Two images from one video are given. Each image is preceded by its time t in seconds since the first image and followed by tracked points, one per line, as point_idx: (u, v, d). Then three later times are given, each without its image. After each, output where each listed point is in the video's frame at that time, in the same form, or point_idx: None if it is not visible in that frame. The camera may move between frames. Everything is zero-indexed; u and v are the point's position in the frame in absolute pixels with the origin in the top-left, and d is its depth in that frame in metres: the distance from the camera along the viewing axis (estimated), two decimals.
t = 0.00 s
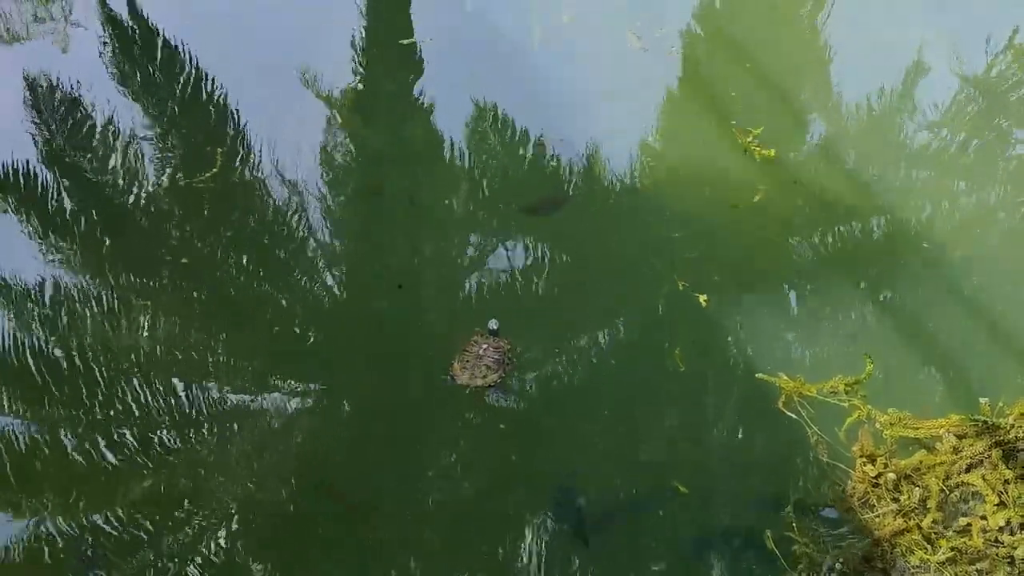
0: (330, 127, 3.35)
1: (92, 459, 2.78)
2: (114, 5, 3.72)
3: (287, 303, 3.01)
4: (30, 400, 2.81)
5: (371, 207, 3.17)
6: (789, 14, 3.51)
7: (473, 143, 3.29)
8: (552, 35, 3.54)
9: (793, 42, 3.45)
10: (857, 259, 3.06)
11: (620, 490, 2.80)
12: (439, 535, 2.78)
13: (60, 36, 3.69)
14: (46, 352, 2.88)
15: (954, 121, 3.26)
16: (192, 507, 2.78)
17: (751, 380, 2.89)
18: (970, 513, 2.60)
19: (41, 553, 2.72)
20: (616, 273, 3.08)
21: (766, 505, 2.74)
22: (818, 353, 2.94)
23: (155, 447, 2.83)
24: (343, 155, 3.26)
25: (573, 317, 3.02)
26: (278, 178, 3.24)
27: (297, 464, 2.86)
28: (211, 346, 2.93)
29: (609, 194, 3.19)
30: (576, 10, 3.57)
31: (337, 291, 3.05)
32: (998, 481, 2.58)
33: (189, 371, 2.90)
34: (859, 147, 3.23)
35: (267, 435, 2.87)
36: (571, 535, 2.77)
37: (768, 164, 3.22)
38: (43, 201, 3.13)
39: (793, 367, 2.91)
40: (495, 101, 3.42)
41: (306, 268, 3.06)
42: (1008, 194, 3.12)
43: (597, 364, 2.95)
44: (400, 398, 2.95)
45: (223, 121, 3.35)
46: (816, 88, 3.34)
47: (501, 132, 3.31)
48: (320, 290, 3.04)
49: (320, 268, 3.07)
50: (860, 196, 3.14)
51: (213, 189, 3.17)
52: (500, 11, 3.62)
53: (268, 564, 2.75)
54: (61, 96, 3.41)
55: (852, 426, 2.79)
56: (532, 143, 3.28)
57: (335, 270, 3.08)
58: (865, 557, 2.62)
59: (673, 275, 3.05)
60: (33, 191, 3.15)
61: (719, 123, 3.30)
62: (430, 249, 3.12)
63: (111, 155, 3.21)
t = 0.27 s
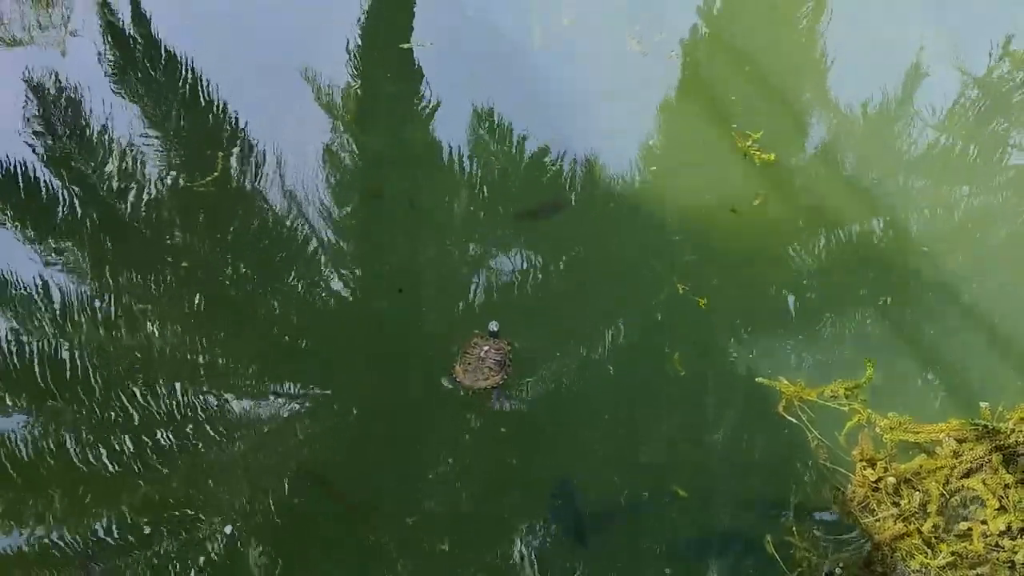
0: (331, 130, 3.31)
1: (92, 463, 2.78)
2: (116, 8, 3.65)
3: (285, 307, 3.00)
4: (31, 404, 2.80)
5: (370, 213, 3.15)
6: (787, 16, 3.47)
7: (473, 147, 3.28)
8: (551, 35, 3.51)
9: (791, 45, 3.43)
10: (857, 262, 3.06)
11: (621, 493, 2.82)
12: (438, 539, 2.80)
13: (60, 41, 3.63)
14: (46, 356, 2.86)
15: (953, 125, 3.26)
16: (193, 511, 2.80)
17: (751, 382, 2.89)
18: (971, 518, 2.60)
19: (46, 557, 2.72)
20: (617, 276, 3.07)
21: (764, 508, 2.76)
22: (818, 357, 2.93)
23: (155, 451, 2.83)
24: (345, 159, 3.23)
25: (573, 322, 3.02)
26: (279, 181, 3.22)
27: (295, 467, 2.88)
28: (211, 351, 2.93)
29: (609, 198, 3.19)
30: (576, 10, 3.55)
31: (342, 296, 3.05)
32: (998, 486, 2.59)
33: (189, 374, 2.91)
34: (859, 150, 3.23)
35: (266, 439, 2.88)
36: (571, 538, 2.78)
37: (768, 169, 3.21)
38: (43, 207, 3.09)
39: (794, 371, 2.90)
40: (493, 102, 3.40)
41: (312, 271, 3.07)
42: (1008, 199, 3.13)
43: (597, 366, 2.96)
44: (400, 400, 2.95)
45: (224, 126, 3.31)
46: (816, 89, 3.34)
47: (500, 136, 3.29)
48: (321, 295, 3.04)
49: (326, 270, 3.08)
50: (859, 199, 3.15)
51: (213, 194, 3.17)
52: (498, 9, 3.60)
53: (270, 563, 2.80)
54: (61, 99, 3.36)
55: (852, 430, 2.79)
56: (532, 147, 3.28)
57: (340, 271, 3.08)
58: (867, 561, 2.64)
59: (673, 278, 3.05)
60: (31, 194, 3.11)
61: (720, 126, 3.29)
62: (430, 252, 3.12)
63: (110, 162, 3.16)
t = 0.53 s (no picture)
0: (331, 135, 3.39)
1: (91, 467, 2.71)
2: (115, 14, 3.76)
3: (285, 308, 3.01)
4: (29, 406, 2.75)
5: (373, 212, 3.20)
6: (786, 22, 3.54)
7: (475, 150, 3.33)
8: (552, 36, 3.56)
9: (789, 50, 3.47)
10: (856, 265, 3.07)
11: (619, 495, 2.78)
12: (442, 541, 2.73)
13: (59, 40, 3.71)
14: (46, 358, 2.83)
15: (953, 129, 3.27)
16: (193, 514, 2.71)
17: (751, 384, 2.89)
18: (970, 521, 2.55)
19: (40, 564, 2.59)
20: (617, 281, 3.08)
21: (765, 510, 2.73)
22: (818, 361, 2.93)
23: (156, 453, 2.77)
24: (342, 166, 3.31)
25: (573, 323, 3.02)
26: (277, 186, 3.30)
27: (295, 469, 2.82)
28: (211, 352, 2.95)
29: (607, 202, 3.20)
30: (575, 15, 3.64)
31: (337, 299, 3.07)
32: (996, 489, 2.55)
33: (189, 376, 2.91)
34: (860, 153, 3.23)
35: (267, 441, 2.84)
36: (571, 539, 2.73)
37: (767, 171, 3.21)
38: (42, 206, 3.13)
39: (793, 374, 2.91)
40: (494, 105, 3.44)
41: (306, 273, 3.09)
42: (1007, 202, 3.13)
43: (597, 368, 2.96)
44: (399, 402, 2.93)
45: (223, 128, 3.41)
46: (817, 90, 3.36)
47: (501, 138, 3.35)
48: (320, 299, 3.05)
49: (319, 272, 3.10)
50: (858, 201, 3.16)
51: (213, 195, 3.22)
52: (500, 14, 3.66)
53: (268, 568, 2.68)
54: (61, 102, 3.44)
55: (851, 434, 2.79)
56: (531, 148, 3.31)
57: (334, 276, 3.11)
58: (865, 564, 2.59)
59: (673, 281, 3.05)
60: (31, 195, 3.15)
61: (718, 128, 3.31)
62: (430, 254, 3.14)
63: (111, 161, 3.24)
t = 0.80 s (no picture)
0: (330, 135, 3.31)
1: (92, 470, 2.78)
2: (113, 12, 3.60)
3: (286, 311, 3.02)
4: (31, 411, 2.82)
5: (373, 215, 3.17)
6: (788, 19, 3.46)
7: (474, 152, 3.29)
8: (550, 36, 3.51)
9: (790, 49, 3.43)
10: (856, 266, 3.07)
11: (619, 494, 2.81)
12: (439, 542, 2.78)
13: (59, 49, 3.71)
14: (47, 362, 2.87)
15: (953, 131, 3.26)
16: (192, 516, 2.78)
17: (751, 386, 2.89)
18: (970, 523, 2.69)
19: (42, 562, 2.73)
20: (617, 280, 3.07)
21: (765, 510, 2.74)
22: (820, 364, 2.91)
23: (156, 457, 2.81)
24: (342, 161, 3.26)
25: (573, 325, 3.03)
26: (279, 186, 3.23)
27: (295, 472, 2.85)
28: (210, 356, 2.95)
29: (608, 203, 3.19)
30: (575, 13, 3.55)
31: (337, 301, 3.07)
32: (998, 491, 2.68)
33: (189, 379, 2.91)
34: (860, 155, 3.23)
35: (265, 444, 2.87)
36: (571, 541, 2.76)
37: (767, 172, 3.21)
38: (41, 209, 3.10)
39: (795, 376, 2.89)
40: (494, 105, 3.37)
41: (307, 274, 3.09)
42: (1007, 202, 3.13)
43: (597, 369, 2.96)
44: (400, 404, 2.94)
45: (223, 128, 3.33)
46: (817, 97, 3.34)
47: (501, 141, 3.30)
48: (320, 300, 3.05)
49: (320, 274, 3.09)
50: (858, 202, 3.16)
51: (213, 198, 3.16)
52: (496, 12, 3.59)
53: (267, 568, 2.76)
54: (59, 102, 3.33)
55: (852, 436, 2.80)
56: (532, 150, 3.28)
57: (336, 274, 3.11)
58: (867, 565, 2.69)
59: (674, 284, 3.05)
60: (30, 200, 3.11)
61: (718, 129, 3.30)
62: (430, 257, 3.13)
63: (111, 166, 3.16)
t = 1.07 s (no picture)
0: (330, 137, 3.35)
1: (91, 472, 2.77)
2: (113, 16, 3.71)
3: (286, 313, 3.02)
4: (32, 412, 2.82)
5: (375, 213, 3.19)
6: (787, 24, 3.53)
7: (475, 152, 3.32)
8: (550, 38, 3.56)
9: (789, 54, 3.46)
10: (856, 267, 3.07)
11: (619, 496, 2.79)
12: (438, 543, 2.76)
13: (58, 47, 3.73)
14: (47, 363, 2.87)
15: (952, 132, 3.27)
16: (193, 517, 2.74)
17: (751, 388, 2.89)
18: (970, 523, 2.62)
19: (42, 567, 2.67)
20: (617, 282, 3.08)
21: (765, 511, 2.73)
22: (820, 364, 2.91)
23: (155, 458, 2.79)
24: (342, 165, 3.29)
25: (573, 326, 3.03)
26: (277, 186, 3.23)
27: (294, 472, 2.82)
28: (211, 355, 2.95)
29: (608, 204, 3.19)
30: (573, 15, 3.62)
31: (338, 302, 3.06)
32: (997, 491, 2.63)
33: (189, 379, 2.91)
34: (861, 155, 3.23)
35: (267, 444, 2.85)
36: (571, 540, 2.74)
37: (767, 173, 3.22)
38: (40, 209, 3.14)
39: (794, 377, 2.89)
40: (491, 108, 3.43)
41: (306, 275, 3.08)
42: (1007, 203, 3.14)
43: (597, 371, 2.96)
44: (399, 406, 2.93)
45: (222, 130, 3.36)
46: (817, 95, 3.36)
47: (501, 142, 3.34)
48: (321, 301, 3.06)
49: (320, 275, 3.09)
50: (858, 203, 3.16)
51: (212, 198, 3.19)
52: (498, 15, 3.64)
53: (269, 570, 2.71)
54: (60, 107, 3.41)
55: (852, 436, 2.78)
56: (532, 150, 3.30)
57: (333, 276, 3.09)
58: (865, 567, 2.62)
59: (672, 283, 3.05)
60: (32, 201, 3.15)
61: (718, 129, 3.32)
62: (431, 259, 3.14)
63: (110, 168, 3.22)
